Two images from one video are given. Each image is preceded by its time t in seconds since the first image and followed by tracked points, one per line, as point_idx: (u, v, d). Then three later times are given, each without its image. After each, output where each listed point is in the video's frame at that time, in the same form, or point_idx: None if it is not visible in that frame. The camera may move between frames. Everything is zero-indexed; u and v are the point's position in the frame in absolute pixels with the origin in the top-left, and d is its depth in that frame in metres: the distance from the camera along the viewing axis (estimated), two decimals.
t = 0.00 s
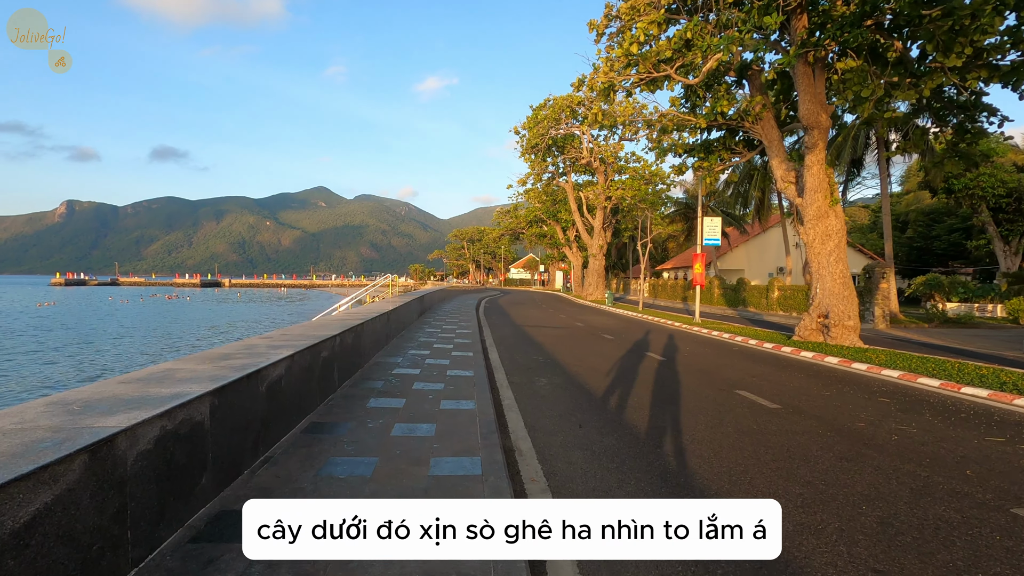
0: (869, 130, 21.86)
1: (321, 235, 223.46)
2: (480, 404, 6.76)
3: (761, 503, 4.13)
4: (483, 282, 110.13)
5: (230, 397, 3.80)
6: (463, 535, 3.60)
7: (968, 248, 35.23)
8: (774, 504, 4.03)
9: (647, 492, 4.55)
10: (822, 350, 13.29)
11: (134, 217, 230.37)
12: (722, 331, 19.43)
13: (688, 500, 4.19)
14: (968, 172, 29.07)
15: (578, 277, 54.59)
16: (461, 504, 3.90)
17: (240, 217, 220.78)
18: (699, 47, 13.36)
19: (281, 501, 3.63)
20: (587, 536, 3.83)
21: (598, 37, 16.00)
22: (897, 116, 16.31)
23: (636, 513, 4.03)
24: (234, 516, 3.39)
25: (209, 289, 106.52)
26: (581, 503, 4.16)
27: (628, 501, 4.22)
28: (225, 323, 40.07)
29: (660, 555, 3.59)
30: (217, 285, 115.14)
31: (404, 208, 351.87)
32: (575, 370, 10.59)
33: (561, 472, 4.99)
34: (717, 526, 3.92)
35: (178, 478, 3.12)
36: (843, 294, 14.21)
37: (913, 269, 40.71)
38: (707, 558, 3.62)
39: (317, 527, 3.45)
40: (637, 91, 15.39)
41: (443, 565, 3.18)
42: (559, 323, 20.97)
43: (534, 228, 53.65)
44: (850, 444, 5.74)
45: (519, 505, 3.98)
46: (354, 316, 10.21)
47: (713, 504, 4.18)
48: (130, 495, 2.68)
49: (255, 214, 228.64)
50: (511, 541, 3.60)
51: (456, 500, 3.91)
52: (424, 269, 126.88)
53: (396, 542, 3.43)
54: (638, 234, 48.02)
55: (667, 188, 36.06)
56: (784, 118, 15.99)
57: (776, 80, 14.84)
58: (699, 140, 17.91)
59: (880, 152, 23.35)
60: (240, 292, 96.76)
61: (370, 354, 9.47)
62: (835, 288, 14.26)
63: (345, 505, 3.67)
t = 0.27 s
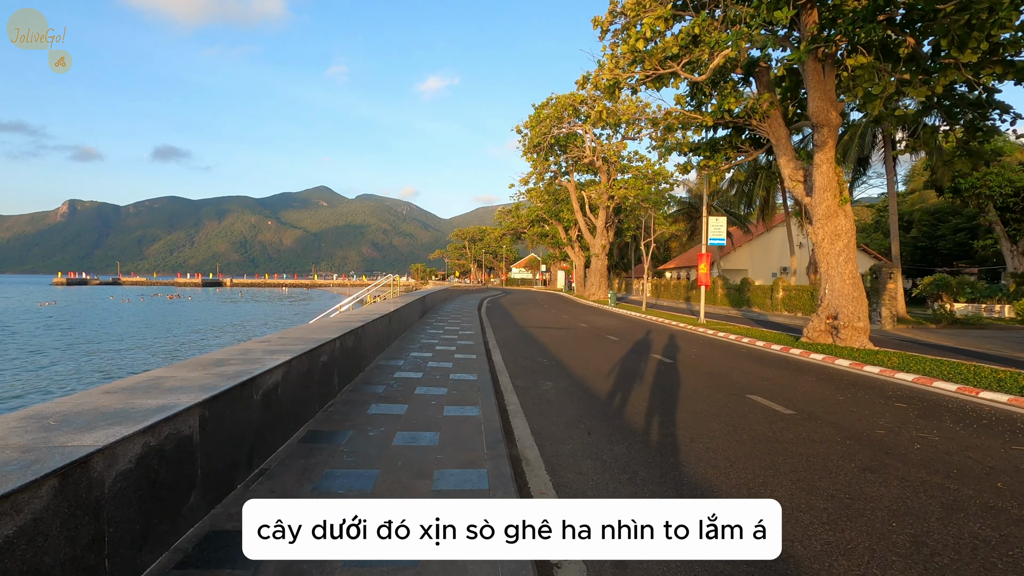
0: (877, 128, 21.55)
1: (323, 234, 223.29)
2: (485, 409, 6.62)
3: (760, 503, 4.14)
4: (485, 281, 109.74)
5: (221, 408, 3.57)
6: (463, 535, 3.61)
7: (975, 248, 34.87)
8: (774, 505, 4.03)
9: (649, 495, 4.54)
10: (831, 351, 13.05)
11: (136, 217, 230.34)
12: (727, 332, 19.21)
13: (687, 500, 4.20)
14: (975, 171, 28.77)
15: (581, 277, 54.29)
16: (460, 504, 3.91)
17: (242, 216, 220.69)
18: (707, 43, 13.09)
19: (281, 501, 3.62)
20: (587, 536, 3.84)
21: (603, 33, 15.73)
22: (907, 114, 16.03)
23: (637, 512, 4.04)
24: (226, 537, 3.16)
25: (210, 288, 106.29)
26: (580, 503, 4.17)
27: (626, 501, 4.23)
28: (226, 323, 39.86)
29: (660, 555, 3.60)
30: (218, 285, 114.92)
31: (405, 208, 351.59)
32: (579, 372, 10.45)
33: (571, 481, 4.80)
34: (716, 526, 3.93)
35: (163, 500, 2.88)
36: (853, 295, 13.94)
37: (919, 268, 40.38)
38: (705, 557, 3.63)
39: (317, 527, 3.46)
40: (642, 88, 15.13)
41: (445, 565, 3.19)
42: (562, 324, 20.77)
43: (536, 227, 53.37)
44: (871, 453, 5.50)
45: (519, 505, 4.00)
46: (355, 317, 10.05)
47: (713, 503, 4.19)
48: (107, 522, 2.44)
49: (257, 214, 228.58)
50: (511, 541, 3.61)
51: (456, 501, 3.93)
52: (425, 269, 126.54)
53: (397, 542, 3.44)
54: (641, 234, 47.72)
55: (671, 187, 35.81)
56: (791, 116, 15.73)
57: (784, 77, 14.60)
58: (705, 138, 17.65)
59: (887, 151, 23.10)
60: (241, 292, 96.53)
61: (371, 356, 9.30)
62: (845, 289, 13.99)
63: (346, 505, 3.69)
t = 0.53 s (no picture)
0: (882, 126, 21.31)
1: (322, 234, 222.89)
2: (486, 412, 6.41)
3: (762, 503, 4.06)
4: (485, 281, 109.37)
5: (206, 416, 3.31)
6: (463, 535, 3.51)
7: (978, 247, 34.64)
8: (775, 505, 3.97)
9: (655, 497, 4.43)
10: (839, 352, 12.80)
11: (135, 216, 229.99)
12: (730, 331, 18.99)
13: (687, 500, 4.11)
14: (979, 169, 28.53)
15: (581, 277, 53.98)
16: (460, 504, 3.81)
17: (241, 216, 220.32)
18: (712, 36, 12.79)
19: (280, 501, 3.55)
20: (587, 537, 3.72)
21: (606, 28, 15.46)
22: (914, 110, 15.78)
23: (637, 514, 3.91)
24: (208, 559, 2.88)
25: (209, 288, 105.96)
26: (582, 503, 4.05)
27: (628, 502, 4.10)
28: (225, 323, 39.57)
29: (663, 556, 3.50)
30: (217, 285, 114.52)
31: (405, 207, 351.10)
32: (582, 372, 10.26)
33: (578, 490, 4.52)
34: (717, 526, 3.84)
35: (137, 520, 2.62)
36: (860, 294, 13.71)
37: (921, 268, 40.12)
38: (708, 558, 3.53)
39: (317, 527, 3.38)
40: (646, 84, 14.88)
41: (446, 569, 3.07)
42: (563, 324, 20.53)
43: (536, 226, 53.08)
44: (893, 460, 5.26)
45: (521, 505, 3.89)
46: (352, 317, 9.83)
47: (713, 504, 4.10)
48: (70, 548, 2.18)
49: (256, 213, 228.15)
50: (511, 541, 3.51)
51: (456, 501, 3.83)
52: (425, 269, 126.16)
53: (397, 542, 3.37)
54: (642, 233, 47.44)
55: (672, 186, 35.55)
56: (797, 112, 15.48)
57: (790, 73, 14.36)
58: (709, 135, 17.39)
59: (892, 149, 22.80)
60: (240, 291, 96.20)
61: (369, 357, 9.09)
62: (852, 288, 13.76)
63: (345, 505, 3.59)
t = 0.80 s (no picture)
0: (885, 124, 21.04)
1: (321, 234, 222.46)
2: (485, 420, 6.11)
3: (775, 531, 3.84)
4: (484, 281, 109.02)
5: (179, 432, 3.03)
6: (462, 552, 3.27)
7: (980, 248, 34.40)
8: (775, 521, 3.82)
9: (666, 515, 4.15)
10: (844, 354, 12.55)
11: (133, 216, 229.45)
12: (733, 333, 18.68)
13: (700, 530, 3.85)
14: (982, 169, 28.27)
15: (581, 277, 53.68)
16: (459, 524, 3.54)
17: (240, 216, 219.83)
18: (716, 32, 12.55)
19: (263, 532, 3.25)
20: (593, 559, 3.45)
21: (607, 24, 15.17)
22: (921, 108, 15.50)
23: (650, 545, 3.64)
24: None
25: (207, 288, 105.50)
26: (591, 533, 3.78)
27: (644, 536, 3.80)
28: (221, 323, 39.23)
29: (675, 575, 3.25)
30: (215, 285, 114.13)
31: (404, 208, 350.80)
32: (584, 376, 9.95)
33: (583, 506, 4.23)
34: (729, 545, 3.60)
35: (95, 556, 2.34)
36: (866, 295, 13.46)
37: (923, 268, 39.86)
38: None
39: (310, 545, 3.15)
40: (647, 81, 14.60)
41: None
42: (563, 325, 20.22)
43: (535, 226, 52.80)
44: (915, 473, 4.98)
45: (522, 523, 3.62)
46: (347, 319, 9.54)
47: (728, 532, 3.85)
48: None
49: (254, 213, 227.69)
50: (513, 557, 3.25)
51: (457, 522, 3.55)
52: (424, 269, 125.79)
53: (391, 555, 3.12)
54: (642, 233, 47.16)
55: (672, 186, 35.27)
56: (801, 111, 15.22)
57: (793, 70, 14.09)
58: (711, 133, 17.11)
59: (895, 148, 22.57)
60: (238, 292, 95.85)
61: (364, 360, 8.79)
62: (857, 289, 13.51)
63: (339, 532, 3.30)
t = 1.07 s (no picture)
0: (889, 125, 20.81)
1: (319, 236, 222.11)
2: (485, 429, 5.83)
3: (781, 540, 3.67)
4: (483, 283, 108.73)
5: (152, 451, 2.76)
6: None
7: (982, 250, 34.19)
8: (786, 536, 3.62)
9: (682, 535, 3.86)
10: (852, 358, 12.28)
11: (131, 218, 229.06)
12: (736, 336, 18.39)
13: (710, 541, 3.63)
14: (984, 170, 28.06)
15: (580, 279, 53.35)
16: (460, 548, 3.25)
17: (238, 217, 219.48)
18: (721, 29, 12.30)
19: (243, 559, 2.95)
20: None
21: (609, 22, 14.90)
22: (927, 107, 15.24)
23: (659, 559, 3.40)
24: None
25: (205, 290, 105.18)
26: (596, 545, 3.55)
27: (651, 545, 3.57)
28: (218, 325, 38.91)
29: None
30: (213, 286, 113.70)
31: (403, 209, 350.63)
32: (587, 381, 9.66)
33: (593, 526, 3.93)
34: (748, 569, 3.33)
35: None
36: (873, 298, 13.20)
37: (924, 270, 39.62)
38: None
39: None
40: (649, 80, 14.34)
41: None
42: (564, 328, 19.93)
43: (535, 228, 52.52)
44: (941, 487, 4.70)
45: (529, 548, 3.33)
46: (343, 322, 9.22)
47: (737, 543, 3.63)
48: None
49: (253, 215, 227.36)
50: None
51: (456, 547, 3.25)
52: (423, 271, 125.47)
53: None
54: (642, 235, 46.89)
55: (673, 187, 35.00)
56: (805, 110, 14.97)
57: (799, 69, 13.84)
58: (714, 134, 16.85)
59: (898, 148, 22.33)
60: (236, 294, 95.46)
61: (360, 365, 8.49)
62: (864, 291, 13.25)
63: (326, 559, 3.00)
